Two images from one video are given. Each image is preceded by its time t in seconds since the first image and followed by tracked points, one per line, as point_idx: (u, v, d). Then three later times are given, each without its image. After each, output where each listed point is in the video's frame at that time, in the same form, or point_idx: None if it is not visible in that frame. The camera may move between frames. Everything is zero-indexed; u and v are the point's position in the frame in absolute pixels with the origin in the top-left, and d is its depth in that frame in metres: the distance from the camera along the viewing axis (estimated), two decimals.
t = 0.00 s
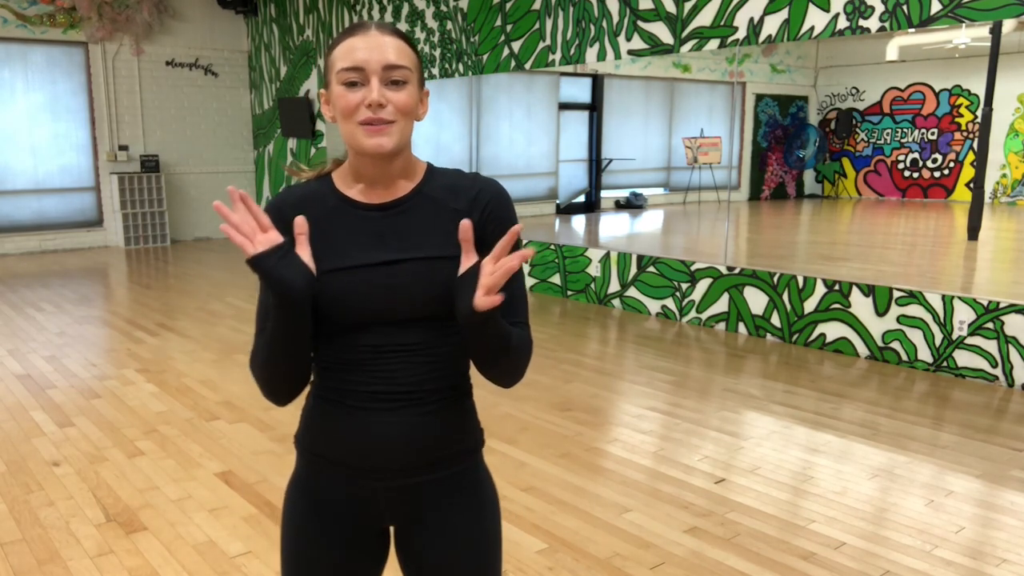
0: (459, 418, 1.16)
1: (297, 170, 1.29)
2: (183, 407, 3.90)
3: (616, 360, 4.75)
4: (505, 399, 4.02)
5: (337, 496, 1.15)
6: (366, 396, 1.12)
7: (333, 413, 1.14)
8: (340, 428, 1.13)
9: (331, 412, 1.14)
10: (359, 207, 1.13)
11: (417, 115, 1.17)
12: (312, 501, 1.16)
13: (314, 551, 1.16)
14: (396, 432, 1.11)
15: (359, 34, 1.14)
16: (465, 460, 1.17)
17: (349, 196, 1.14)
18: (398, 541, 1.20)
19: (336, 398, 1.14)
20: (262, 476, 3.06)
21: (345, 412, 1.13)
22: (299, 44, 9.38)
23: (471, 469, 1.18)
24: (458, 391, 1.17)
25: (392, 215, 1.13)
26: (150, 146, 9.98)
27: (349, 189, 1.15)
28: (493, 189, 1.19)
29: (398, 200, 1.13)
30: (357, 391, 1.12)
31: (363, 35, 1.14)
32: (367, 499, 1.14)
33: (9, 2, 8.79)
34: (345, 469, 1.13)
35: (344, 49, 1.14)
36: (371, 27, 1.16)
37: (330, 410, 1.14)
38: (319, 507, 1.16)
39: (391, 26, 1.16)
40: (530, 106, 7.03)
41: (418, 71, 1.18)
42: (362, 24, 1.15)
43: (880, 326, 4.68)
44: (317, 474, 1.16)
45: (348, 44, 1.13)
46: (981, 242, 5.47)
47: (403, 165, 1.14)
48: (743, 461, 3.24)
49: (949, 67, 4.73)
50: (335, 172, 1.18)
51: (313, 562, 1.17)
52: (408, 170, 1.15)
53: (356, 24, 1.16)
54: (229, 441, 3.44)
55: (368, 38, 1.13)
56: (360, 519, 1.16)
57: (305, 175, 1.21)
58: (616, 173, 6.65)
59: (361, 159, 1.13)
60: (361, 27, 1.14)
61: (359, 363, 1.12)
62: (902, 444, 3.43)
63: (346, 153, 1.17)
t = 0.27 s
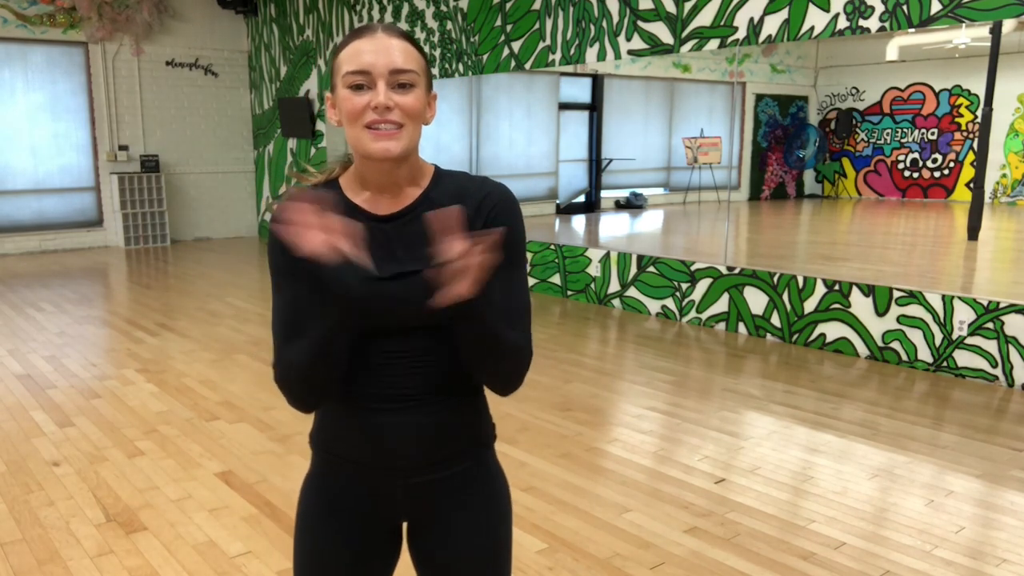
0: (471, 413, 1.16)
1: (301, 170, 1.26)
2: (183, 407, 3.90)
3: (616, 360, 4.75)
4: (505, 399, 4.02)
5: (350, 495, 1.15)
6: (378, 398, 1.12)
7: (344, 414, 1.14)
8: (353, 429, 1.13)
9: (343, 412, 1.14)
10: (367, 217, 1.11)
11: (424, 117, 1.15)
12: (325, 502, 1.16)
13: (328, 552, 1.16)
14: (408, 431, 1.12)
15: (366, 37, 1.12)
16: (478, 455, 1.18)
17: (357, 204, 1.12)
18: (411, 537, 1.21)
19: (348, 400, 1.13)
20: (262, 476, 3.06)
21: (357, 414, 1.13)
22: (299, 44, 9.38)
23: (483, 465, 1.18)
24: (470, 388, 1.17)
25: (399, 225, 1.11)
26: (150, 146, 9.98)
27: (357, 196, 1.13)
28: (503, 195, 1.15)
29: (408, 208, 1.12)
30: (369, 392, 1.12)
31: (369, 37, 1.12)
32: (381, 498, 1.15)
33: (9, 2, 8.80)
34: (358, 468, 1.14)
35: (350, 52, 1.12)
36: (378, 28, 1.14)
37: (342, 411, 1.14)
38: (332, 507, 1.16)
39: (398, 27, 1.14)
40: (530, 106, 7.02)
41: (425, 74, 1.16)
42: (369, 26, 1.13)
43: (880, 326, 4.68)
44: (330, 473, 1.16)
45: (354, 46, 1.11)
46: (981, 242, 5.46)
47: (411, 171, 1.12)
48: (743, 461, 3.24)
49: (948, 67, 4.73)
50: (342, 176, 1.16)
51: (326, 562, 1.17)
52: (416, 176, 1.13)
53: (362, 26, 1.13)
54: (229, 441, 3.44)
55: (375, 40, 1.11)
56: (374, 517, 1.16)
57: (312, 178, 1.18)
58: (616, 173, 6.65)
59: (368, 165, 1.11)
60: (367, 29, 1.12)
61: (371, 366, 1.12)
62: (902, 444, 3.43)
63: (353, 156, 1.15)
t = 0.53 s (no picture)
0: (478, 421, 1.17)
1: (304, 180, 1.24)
2: (183, 407, 3.90)
3: (616, 360, 4.75)
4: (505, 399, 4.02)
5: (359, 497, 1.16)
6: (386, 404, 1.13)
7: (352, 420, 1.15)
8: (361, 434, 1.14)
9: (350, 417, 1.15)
10: (367, 243, 1.10)
11: (426, 135, 1.13)
12: (334, 504, 1.17)
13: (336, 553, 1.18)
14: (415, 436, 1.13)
15: (365, 52, 1.10)
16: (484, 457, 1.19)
17: (357, 227, 1.11)
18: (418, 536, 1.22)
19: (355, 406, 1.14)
20: (262, 476, 3.06)
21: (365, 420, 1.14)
22: (299, 44, 9.38)
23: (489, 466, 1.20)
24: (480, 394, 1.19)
25: (401, 252, 1.09)
26: (150, 146, 9.98)
27: (356, 217, 1.12)
28: (510, 221, 1.14)
29: (407, 234, 1.10)
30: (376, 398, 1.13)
31: (369, 52, 1.10)
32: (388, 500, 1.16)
33: (9, 2, 8.79)
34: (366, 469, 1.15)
35: (350, 67, 1.10)
36: (379, 44, 1.12)
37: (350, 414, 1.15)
38: (340, 508, 1.17)
39: (400, 43, 1.12)
40: (530, 106, 7.03)
41: (428, 90, 1.14)
42: (370, 42, 1.12)
43: (880, 326, 4.68)
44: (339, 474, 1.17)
45: (354, 61, 1.10)
46: (981, 242, 5.47)
47: (411, 191, 1.10)
48: (743, 461, 3.24)
49: (948, 67, 4.72)
50: (342, 193, 1.14)
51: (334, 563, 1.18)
52: (418, 196, 1.11)
53: (363, 41, 1.12)
54: (229, 441, 3.44)
55: (374, 56, 1.10)
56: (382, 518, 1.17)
57: (312, 195, 1.15)
58: (616, 173, 6.69)
59: (366, 184, 1.09)
60: (367, 45, 1.11)
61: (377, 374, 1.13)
62: (902, 444, 3.43)
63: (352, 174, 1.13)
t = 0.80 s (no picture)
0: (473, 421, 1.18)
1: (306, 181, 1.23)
2: (183, 407, 3.90)
3: (616, 360, 4.75)
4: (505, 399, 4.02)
5: (358, 493, 1.17)
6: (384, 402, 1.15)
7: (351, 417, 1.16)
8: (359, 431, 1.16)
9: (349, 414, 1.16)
10: (366, 257, 1.09)
11: (425, 151, 1.13)
12: (332, 502, 1.18)
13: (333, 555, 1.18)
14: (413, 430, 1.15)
15: (364, 69, 1.09)
16: (480, 453, 1.20)
17: (356, 241, 1.11)
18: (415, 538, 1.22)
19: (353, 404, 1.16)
20: (262, 476, 3.06)
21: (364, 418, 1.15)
22: (299, 44, 9.39)
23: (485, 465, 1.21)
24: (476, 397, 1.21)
25: (400, 268, 1.09)
26: (150, 146, 9.98)
27: (356, 231, 1.12)
28: (511, 237, 1.13)
29: (406, 251, 1.10)
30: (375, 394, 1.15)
31: (368, 70, 1.08)
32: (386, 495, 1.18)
33: (9, 2, 8.79)
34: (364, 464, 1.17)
35: (348, 84, 1.09)
36: (379, 58, 1.10)
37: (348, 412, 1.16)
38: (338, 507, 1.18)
39: (400, 58, 1.10)
40: (530, 107, 7.03)
41: (428, 106, 1.13)
42: (369, 57, 1.10)
43: (880, 326, 4.68)
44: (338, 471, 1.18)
45: (353, 79, 1.08)
46: (981, 242, 5.42)
47: (411, 208, 1.10)
48: (743, 462, 3.24)
49: (949, 68, 4.72)
50: (342, 205, 1.14)
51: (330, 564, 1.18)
52: (417, 213, 1.11)
53: (362, 56, 1.10)
54: (229, 441, 3.44)
55: (373, 73, 1.08)
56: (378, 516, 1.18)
57: (312, 206, 1.15)
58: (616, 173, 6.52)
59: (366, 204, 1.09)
60: (366, 61, 1.09)
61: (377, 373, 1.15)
62: (902, 444, 3.43)
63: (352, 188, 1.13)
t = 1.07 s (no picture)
0: (470, 421, 1.18)
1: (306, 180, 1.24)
2: (183, 407, 3.90)
3: (616, 360, 4.75)
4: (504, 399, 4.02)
5: (353, 492, 1.18)
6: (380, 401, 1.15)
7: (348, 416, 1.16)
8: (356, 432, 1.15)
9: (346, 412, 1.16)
10: (362, 258, 1.10)
11: (424, 155, 1.13)
12: (328, 500, 1.18)
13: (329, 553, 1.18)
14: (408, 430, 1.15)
15: (364, 72, 1.09)
16: (476, 452, 1.20)
17: (353, 241, 1.11)
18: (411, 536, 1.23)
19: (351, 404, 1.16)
20: (262, 476, 3.06)
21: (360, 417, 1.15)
22: (299, 44, 9.39)
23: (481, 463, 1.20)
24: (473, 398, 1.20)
25: (396, 270, 1.09)
26: (150, 146, 9.99)
27: (353, 231, 1.12)
28: (508, 242, 1.13)
29: (402, 253, 1.10)
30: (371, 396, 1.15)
31: (368, 73, 1.08)
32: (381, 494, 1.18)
33: (9, 2, 8.79)
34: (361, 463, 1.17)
35: (348, 87, 1.09)
36: (380, 62, 1.10)
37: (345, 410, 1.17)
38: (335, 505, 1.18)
39: (401, 62, 1.10)
40: (530, 107, 7.03)
41: (427, 110, 1.13)
42: (369, 60, 1.10)
43: (880, 326, 4.68)
44: (334, 471, 1.18)
45: (352, 82, 1.08)
46: (981, 242, 5.41)
47: (409, 212, 1.10)
48: (743, 461, 3.24)
49: (949, 67, 4.73)
50: (340, 205, 1.14)
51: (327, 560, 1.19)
52: (415, 216, 1.11)
53: (362, 59, 1.10)
54: (229, 441, 3.44)
55: (373, 77, 1.08)
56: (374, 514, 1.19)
57: (310, 205, 1.15)
58: (616, 172, 6.50)
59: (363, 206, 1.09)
60: (366, 64, 1.09)
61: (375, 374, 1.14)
62: (902, 444, 3.43)
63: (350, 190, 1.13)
